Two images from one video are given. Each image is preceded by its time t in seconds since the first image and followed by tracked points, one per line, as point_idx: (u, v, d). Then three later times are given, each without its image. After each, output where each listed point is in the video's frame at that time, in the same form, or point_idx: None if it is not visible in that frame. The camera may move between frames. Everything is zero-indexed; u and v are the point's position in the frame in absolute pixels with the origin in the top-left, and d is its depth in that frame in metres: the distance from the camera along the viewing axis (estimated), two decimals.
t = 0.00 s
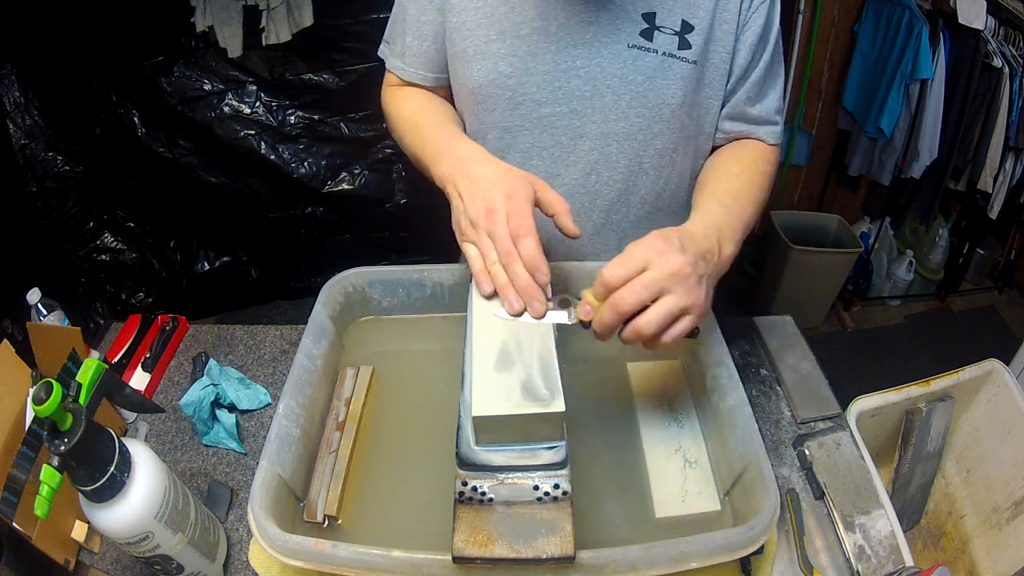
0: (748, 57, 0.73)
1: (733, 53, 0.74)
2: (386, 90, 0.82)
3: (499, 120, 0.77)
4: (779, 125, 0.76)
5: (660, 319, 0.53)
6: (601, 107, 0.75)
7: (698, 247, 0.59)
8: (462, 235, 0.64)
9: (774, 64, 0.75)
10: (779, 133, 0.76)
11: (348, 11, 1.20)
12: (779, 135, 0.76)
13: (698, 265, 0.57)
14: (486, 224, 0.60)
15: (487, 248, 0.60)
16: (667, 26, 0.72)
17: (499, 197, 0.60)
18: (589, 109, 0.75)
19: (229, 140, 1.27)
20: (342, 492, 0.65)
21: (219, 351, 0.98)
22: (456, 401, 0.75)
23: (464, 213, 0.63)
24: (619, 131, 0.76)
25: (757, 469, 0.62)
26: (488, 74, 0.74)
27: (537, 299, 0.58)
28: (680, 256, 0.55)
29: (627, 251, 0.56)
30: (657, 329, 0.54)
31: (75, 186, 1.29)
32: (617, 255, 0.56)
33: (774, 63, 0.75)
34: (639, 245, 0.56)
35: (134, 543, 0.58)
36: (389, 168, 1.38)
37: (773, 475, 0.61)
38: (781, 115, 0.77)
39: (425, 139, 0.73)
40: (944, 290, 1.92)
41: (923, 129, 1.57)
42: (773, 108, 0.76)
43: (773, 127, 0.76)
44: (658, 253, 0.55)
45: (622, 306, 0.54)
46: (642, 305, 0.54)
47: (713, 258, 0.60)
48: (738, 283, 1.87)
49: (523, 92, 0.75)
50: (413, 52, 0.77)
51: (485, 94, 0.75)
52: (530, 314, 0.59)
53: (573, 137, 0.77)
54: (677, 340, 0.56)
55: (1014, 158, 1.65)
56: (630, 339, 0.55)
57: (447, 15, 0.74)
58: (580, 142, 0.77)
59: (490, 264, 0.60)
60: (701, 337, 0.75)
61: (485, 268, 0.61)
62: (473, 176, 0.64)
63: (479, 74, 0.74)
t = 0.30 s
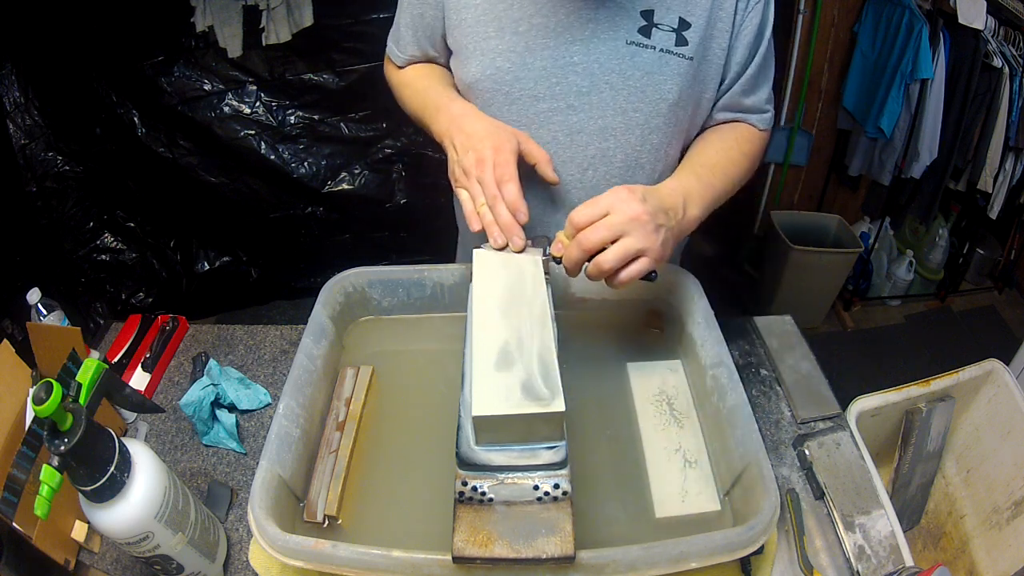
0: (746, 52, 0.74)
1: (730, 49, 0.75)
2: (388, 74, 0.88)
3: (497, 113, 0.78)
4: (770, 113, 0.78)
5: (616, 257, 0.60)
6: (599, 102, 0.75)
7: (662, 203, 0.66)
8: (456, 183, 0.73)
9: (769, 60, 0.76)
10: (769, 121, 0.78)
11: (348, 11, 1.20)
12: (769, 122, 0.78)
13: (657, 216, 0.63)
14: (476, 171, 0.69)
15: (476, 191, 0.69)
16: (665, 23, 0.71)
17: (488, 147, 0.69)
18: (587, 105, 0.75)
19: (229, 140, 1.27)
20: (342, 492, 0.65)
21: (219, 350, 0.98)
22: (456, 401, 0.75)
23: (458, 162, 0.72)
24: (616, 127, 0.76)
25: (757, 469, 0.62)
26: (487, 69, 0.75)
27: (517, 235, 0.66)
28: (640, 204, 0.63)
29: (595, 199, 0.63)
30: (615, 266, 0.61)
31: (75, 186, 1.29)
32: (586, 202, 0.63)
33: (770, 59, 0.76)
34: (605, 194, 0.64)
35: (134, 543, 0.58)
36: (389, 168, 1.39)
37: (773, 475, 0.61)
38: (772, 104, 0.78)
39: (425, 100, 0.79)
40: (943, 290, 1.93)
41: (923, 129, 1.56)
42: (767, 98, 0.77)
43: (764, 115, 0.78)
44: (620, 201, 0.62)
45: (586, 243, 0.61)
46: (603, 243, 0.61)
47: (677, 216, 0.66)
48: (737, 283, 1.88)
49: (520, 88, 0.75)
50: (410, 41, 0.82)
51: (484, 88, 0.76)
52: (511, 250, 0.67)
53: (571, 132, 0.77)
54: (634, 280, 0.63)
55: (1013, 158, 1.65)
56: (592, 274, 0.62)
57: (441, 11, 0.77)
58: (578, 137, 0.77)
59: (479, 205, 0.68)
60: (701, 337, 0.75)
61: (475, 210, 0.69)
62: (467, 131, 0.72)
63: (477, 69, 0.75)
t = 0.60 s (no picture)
0: (744, 56, 0.74)
1: (730, 53, 0.74)
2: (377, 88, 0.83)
3: (496, 120, 0.77)
4: (769, 123, 0.78)
5: (652, 311, 0.55)
6: (600, 106, 0.75)
7: (688, 239, 0.60)
8: (457, 227, 0.66)
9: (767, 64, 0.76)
10: (769, 131, 0.78)
11: (348, 11, 1.19)
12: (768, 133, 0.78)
13: (689, 259, 0.58)
14: (481, 216, 0.62)
15: (481, 240, 0.62)
16: (666, 25, 0.72)
17: (493, 191, 0.62)
18: (588, 109, 0.75)
19: (229, 140, 1.27)
20: (342, 492, 0.65)
21: (219, 350, 0.98)
22: (456, 401, 0.75)
23: (459, 205, 0.65)
24: (618, 130, 0.76)
25: (757, 469, 0.62)
26: (487, 74, 0.74)
27: (530, 293, 0.59)
28: (671, 248, 0.57)
29: (620, 244, 0.57)
30: (650, 320, 0.55)
31: (75, 186, 1.29)
32: (610, 248, 0.57)
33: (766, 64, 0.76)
34: (631, 238, 0.57)
35: (134, 543, 0.58)
36: (389, 168, 1.39)
37: (772, 475, 0.61)
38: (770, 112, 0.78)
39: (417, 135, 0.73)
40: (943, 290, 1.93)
41: (923, 129, 1.56)
42: (763, 107, 0.77)
43: (763, 125, 0.77)
44: (650, 245, 0.57)
45: (615, 297, 0.55)
46: (636, 297, 0.55)
47: (704, 250, 0.61)
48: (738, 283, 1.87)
49: (521, 93, 0.75)
50: (404, 49, 0.77)
51: (484, 94, 0.75)
52: (524, 308, 0.60)
53: (572, 136, 0.77)
54: (671, 332, 0.57)
55: (1013, 158, 1.63)
56: (625, 331, 0.56)
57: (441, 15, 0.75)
58: (579, 142, 0.77)
59: (484, 257, 0.61)
60: (701, 337, 0.75)
61: (480, 262, 0.62)
62: (469, 168, 0.66)
63: (478, 75, 0.74)
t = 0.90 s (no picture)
0: (748, 48, 0.73)
1: (733, 47, 0.73)
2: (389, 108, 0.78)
3: (497, 121, 0.77)
4: (786, 120, 0.76)
5: (729, 363, 0.52)
6: (598, 104, 0.75)
7: (744, 270, 0.58)
8: (490, 298, 0.60)
9: (775, 57, 0.75)
10: (787, 129, 0.76)
11: (348, 11, 1.19)
12: (787, 132, 0.76)
13: (756, 294, 0.55)
14: (519, 284, 0.56)
15: (522, 312, 0.56)
16: (662, 20, 0.71)
17: (530, 252, 0.57)
18: (587, 108, 0.75)
19: (229, 140, 1.27)
20: (342, 492, 0.65)
21: (219, 350, 0.98)
22: (455, 401, 0.75)
23: (490, 272, 0.59)
24: (616, 129, 0.76)
25: (757, 469, 0.62)
26: (488, 75, 0.73)
27: (587, 370, 0.52)
28: (736, 290, 0.54)
29: (681, 296, 0.53)
30: (727, 373, 0.53)
31: (75, 186, 1.29)
32: (671, 303, 0.53)
33: (774, 56, 0.75)
34: (692, 286, 0.54)
35: (134, 543, 0.58)
36: (389, 168, 1.38)
37: (772, 475, 0.61)
38: (785, 109, 0.76)
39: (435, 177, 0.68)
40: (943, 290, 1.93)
41: (923, 129, 1.56)
42: (778, 103, 0.75)
43: (780, 123, 0.76)
44: (714, 293, 0.53)
45: (687, 359, 0.52)
46: (710, 352, 0.52)
47: (762, 276, 0.59)
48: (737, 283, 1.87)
49: (520, 92, 0.74)
50: (421, 58, 0.74)
51: (484, 94, 0.75)
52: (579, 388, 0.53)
53: (571, 135, 0.77)
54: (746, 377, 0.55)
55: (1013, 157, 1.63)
56: (701, 387, 0.53)
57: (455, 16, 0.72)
58: (579, 140, 0.77)
59: (528, 332, 0.55)
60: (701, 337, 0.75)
61: (522, 338, 0.56)
62: (497, 225, 0.60)
63: (478, 76, 0.74)
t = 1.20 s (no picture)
0: (742, 48, 0.73)
1: (728, 47, 0.74)
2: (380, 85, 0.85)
3: (493, 116, 0.77)
4: (769, 116, 0.77)
5: (633, 291, 0.57)
6: (596, 101, 0.75)
7: (676, 228, 0.62)
8: (451, 212, 0.66)
9: (766, 58, 0.76)
10: (769, 124, 0.77)
11: (348, 11, 1.19)
12: (768, 126, 0.77)
13: (673, 244, 0.60)
14: (474, 200, 0.62)
15: (474, 221, 0.62)
16: (660, 20, 0.71)
17: (485, 174, 0.62)
18: (584, 105, 0.75)
19: (229, 140, 1.27)
20: (341, 492, 0.65)
21: (219, 350, 0.98)
22: (456, 401, 0.75)
23: (452, 189, 0.65)
24: (614, 125, 0.76)
25: (757, 469, 0.62)
26: (482, 70, 0.74)
27: (522, 270, 0.60)
28: (656, 234, 0.59)
29: (607, 228, 0.59)
30: (630, 301, 0.57)
31: (75, 186, 1.29)
32: (597, 232, 0.59)
33: (765, 57, 0.75)
34: (618, 223, 0.59)
35: (134, 543, 0.58)
36: (389, 168, 1.38)
37: (772, 475, 0.61)
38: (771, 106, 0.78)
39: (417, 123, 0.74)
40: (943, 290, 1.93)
41: (923, 129, 1.56)
42: (764, 99, 0.76)
43: (763, 118, 0.77)
44: (634, 231, 0.58)
45: (599, 277, 0.57)
46: (617, 278, 0.57)
47: (692, 239, 0.63)
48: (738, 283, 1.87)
49: (517, 88, 0.75)
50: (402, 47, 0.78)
51: (479, 91, 0.76)
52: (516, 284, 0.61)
53: (568, 132, 0.77)
54: (651, 313, 0.60)
55: (1013, 158, 1.64)
56: (607, 311, 0.58)
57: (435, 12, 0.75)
58: (576, 137, 0.77)
59: (477, 238, 0.61)
60: (701, 337, 0.75)
61: (473, 243, 0.62)
62: (462, 156, 0.65)
63: (473, 71, 0.74)
